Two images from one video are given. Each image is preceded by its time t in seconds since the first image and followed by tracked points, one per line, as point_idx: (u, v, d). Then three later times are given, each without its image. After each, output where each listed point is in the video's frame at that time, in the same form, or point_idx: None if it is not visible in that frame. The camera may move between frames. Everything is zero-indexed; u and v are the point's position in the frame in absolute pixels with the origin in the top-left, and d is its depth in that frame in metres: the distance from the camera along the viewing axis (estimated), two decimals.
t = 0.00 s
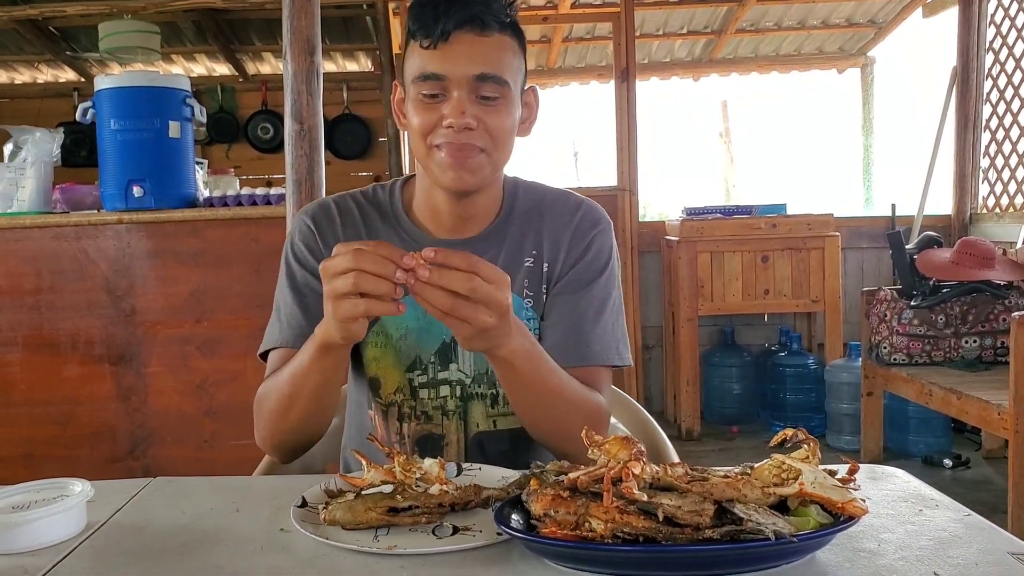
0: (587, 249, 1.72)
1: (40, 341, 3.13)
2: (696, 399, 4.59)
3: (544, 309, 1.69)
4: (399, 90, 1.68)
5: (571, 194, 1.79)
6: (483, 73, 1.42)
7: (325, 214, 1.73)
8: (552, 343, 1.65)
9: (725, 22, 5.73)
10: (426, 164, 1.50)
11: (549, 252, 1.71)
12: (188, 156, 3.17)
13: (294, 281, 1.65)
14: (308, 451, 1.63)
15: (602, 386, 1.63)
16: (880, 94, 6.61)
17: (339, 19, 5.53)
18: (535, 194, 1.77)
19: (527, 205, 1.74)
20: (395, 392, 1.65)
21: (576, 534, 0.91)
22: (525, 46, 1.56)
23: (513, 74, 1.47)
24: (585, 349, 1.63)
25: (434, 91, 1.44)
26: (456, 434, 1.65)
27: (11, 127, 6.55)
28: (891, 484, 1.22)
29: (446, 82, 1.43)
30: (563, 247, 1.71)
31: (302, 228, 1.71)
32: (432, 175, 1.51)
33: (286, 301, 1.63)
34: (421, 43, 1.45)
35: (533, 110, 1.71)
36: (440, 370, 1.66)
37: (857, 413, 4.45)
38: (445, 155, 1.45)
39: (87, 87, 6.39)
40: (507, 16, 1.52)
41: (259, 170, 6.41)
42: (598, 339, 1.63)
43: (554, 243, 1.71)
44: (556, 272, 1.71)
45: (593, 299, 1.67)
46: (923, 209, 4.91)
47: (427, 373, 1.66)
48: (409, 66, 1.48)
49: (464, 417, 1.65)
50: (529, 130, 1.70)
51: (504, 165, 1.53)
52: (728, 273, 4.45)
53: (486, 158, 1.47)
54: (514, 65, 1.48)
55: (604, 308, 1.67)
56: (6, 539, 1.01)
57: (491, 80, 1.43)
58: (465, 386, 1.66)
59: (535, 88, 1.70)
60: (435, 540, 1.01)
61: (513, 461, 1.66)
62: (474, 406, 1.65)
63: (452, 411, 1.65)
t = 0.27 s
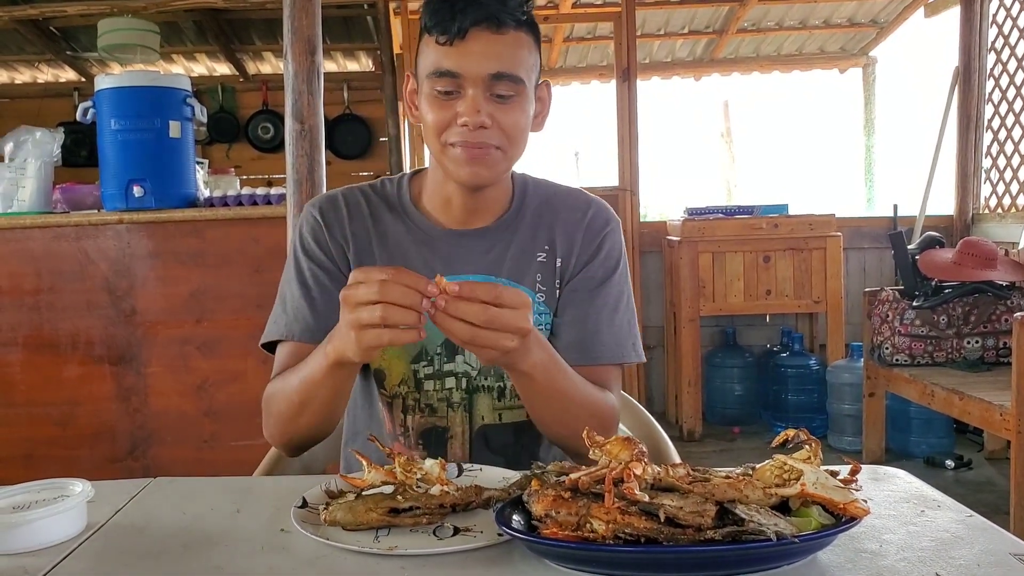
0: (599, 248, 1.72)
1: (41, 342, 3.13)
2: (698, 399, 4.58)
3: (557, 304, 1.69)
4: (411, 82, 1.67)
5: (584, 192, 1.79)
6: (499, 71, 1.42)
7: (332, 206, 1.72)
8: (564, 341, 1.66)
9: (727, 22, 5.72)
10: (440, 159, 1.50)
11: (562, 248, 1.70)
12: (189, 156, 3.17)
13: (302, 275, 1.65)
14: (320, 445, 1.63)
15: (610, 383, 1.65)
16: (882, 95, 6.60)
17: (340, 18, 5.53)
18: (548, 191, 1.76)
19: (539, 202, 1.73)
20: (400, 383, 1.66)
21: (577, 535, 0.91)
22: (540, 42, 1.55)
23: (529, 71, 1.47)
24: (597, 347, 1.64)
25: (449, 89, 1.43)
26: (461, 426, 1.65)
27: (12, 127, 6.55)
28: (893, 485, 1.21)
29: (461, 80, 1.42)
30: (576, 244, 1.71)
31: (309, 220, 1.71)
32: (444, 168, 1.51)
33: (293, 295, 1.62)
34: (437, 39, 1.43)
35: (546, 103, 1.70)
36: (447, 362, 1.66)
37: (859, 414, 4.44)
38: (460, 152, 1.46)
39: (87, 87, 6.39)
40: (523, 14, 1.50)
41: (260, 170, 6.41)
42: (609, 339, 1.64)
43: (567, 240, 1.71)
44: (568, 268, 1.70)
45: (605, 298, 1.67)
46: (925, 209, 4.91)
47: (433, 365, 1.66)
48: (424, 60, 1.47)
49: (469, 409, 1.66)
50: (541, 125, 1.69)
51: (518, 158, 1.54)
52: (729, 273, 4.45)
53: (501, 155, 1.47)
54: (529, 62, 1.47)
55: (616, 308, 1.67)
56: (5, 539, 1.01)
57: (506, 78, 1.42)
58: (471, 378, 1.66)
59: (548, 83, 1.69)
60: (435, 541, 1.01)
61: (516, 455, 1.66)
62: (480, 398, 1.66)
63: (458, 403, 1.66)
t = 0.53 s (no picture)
0: (605, 250, 1.72)
1: (41, 342, 3.14)
2: (699, 399, 4.57)
3: (563, 304, 1.69)
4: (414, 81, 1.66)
5: (590, 193, 1.78)
6: (506, 71, 1.42)
7: (336, 205, 1.71)
8: (570, 343, 1.67)
9: (728, 21, 5.71)
10: (446, 159, 1.50)
11: (568, 249, 1.70)
12: (190, 156, 3.17)
13: (307, 274, 1.64)
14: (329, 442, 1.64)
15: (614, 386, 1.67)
16: (884, 94, 6.59)
17: (341, 18, 5.53)
18: (554, 191, 1.75)
19: (545, 202, 1.73)
20: (403, 383, 1.66)
21: (578, 535, 0.91)
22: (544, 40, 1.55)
23: (535, 69, 1.47)
24: (601, 350, 1.65)
25: (456, 88, 1.43)
26: (463, 426, 1.65)
27: (13, 127, 6.56)
28: (894, 485, 1.21)
29: (468, 79, 1.42)
30: (582, 246, 1.71)
31: (314, 219, 1.70)
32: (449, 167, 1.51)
33: (300, 294, 1.63)
34: (444, 40, 1.43)
35: (549, 101, 1.70)
36: (450, 362, 1.66)
37: (860, 413, 4.44)
38: (467, 151, 1.46)
39: (88, 87, 6.39)
40: (529, 14, 1.50)
41: (261, 170, 6.41)
42: (613, 343, 1.65)
43: (573, 242, 1.70)
44: (574, 269, 1.70)
45: (610, 301, 1.68)
46: (927, 208, 4.90)
47: (436, 365, 1.66)
48: (430, 59, 1.46)
49: (472, 409, 1.65)
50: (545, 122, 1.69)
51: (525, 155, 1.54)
52: (730, 272, 4.44)
53: (507, 153, 1.47)
54: (535, 60, 1.48)
55: (621, 311, 1.68)
56: (5, 540, 1.01)
57: (513, 77, 1.42)
58: (474, 377, 1.65)
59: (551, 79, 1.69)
60: (436, 542, 1.01)
61: (519, 455, 1.66)
62: (483, 398, 1.65)
63: (461, 403, 1.65)
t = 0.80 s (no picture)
0: (605, 252, 1.73)
1: (42, 343, 3.14)
2: (698, 400, 4.58)
3: (563, 306, 1.69)
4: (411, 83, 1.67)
5: (590, 196, 1.79)
6: (504, 63, 1.43)
7: (337, 207, 1.72)
8: (570, 346, 1.67)
9: (727, 23, 5.72)
10: (446, 158, 1.50)
11: (568, 251, 1.70)
12: (191, 157, 3.18)
13: (308, 276, 1.65)
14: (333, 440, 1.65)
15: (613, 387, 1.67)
16: (883, 96, 6.60)
17: (340, 20, 5.53)
18: (553, 193, 1.76)
19: (545, 204, 1.73)
20: (403, 384, 1.66)
21: (577, 536, 0.91)
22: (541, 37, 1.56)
23: (533, 62, 1.49)
24: (601, 353, 1.66)
25: (455, 81, 1.44)
26: (463, 427, 1.65)
27: (13, 128, 6.56)
28: (894, 486, 1.21)
29: (467, 73, 1.44)
30: (582, 248, 1.71)
31: (315, 221, 1.71)
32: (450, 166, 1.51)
33: (301, 296, 1.63)
34: (441, 35, 1.44)
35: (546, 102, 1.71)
36: (450, 363, 1.66)
37: (859, 414, 4.44)
38: (468, 148, 1.45)
39: (88, 89, 6.39)
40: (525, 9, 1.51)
41: (261, 171, 6.42)
42: (612, 346, 1.66)
43: (573, 244, 1.71)
44: (574, 271, 1.71)
45: (609, 304, 1.68)
46: (925, 210, 4.91)
47: (436, 366, 1.66)
48: (427, 56, 1.47)
49: (471, 410, 1.66)
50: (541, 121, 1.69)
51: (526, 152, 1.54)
52: (729, 274, 4.45)
53: (507, 148, 1.47)
54: (533, 55, 1.49)
55: (620, 313, 1.68)
56: (7, 541, 1.01)
57: (512, 69, 1.44)
58: (473, 379, 1.66)
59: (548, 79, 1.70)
60: (435, 543, 1.01)
61: (518, 455, 1.66)
62: (482, 399, 1.66)
63: (460, 404, 1.66)
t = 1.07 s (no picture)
0: (601, 252, 1.73)
1: (42, 344, 3.14)
2: (698, 401, 4.58)
3: (560, 307, 1.69)
4: (403, 89, 1.66)
5: (586, 196, 1.79)
6: (493, 72, 1.42)
7: (334, 210, 1.72)
8: (568, 346, 1.67)
9: (727, 25, 5.72)
10: (439, 165, 1.51)
11: (564, 252, 1.70)
12: (191, 159, 3.18)
13: (306, 280, 1.65)
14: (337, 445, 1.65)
15: (613, 387, 1.67)
16: (883, 97, 6.60)
17: (341, 22, 5.54)
18: (549, 193, 1.76)
19: (541, 205, 1.73)
20: (401, 386, 1.66)
21: (575, 539, 0.91)
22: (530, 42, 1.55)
23: (522, 68, 1.48)
24: (599, 353, 1.65)
25: (444, 91, 1.44)
26: (461, 428, 1.65)
27: (14, 130, 6.56)
28: (892, 489, 1.22)
29: (456, 83, 1.43)
30: (579, 248, 1.71)
31: (312, 225, 1.71)
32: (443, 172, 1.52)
33: (300, 300, 1.63)
34: (428, 46, 1.44)
35: (538, 103, 1.70)
36: (448, 364, 1.66)
37: (859, 415, 4.44)
38: (459, 157, 1.46)
39: (89, 90, 6.40)
40: (512, 14, 1.50)
41: (262, 173, 6.42)
42: (610, 345, 1.65)
43: (570, 244, 1.71)
44: (570, 272, 1.71)
45: (606, 304, 1.68)
46: (925, 211, 4.92)
47: (434, 367, 1.66)
48: (416, 66, 1.47)
49: (470, 411, 1.66)
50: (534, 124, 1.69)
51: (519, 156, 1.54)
52: (729, 275, 4.45)
53: (499, 154, 1.47)
54: (522, 61, 1.48)
55: (618, 313, 1.68)
56: (6, 544, 1.01)
57: (501, 78, 1.43)
58: (471, 380, 1.66)
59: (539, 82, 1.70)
60: (434, 545, 1.02)
61: (517, 457, 1.66)
62: (480, 401, 1.66)
63: (458, 405, 1.66)
